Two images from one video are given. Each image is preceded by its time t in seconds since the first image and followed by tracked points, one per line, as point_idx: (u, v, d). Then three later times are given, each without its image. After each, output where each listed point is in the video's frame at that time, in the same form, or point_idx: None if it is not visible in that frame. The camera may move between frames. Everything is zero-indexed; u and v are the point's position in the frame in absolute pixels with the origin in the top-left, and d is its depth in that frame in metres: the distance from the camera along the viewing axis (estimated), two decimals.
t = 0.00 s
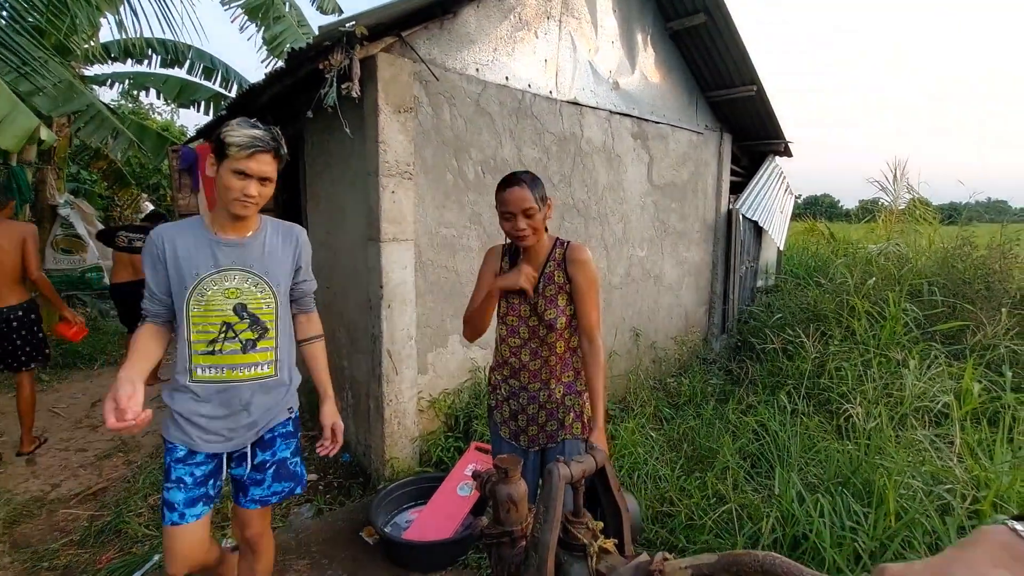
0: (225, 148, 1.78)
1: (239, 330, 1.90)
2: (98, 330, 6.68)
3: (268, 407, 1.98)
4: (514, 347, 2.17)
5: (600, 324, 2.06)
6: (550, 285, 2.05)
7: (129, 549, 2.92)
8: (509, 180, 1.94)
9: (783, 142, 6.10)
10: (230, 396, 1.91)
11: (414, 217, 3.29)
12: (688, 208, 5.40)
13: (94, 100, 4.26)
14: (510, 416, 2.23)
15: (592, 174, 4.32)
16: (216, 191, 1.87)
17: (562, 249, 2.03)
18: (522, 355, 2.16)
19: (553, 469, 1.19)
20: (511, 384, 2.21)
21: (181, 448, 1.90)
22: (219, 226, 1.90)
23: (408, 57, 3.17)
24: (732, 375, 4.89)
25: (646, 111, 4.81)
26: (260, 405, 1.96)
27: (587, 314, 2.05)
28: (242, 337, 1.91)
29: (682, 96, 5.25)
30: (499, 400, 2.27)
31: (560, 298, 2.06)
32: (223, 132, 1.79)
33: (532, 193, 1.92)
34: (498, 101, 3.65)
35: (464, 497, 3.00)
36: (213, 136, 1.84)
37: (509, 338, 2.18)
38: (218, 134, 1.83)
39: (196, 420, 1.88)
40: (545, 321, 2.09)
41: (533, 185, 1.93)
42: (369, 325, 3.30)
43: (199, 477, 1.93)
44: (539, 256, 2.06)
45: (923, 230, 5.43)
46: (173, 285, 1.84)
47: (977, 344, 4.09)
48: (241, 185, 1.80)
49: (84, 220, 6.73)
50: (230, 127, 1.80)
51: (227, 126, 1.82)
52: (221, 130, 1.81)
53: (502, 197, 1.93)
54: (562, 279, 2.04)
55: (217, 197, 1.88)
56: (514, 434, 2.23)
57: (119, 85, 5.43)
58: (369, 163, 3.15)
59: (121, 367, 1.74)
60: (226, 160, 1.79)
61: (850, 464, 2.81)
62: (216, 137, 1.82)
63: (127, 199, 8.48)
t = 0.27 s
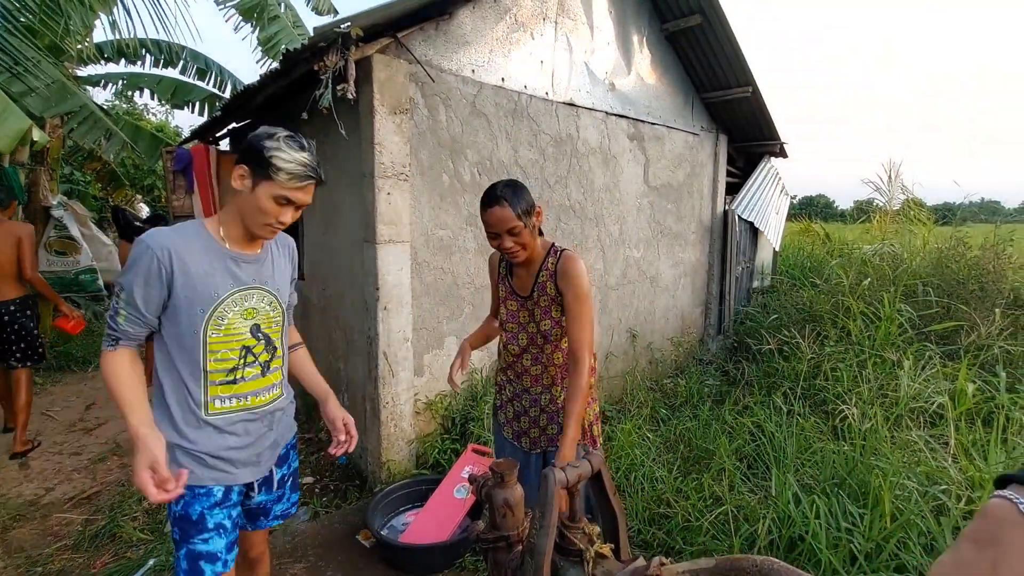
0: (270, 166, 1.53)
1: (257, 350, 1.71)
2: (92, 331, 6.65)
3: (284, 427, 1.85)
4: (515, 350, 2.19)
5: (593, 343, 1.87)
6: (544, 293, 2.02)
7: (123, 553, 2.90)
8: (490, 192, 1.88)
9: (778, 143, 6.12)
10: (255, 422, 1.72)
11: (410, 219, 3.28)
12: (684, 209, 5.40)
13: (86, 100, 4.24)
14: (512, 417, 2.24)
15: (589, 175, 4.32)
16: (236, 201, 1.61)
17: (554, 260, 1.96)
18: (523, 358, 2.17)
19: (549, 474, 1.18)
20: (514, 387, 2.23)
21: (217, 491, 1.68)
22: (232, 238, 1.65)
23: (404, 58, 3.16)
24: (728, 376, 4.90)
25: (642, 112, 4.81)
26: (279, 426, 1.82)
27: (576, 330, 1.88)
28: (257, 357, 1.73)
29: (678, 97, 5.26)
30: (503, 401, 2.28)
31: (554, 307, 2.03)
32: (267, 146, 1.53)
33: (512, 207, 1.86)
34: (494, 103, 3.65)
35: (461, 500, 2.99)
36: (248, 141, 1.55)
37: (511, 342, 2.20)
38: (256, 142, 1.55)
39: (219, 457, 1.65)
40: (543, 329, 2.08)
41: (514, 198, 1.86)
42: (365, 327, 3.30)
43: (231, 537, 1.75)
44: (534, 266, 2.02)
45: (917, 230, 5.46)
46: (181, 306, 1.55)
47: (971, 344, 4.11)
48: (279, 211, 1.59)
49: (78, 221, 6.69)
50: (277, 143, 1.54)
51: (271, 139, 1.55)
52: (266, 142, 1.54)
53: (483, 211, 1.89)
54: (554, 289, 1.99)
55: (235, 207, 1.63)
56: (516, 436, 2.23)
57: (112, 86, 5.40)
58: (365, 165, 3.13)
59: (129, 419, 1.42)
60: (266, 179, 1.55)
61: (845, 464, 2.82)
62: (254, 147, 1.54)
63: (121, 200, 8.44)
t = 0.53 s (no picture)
0: (342, 207, 1.44)
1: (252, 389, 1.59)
2: (84, 334, 6.59)
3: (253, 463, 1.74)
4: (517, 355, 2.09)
5: (553, 369, 1.67)
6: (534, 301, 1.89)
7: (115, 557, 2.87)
8: (486, 193, 1.84)
9: (771, 143, 6.14)
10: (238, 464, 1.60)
11: (404, 218, 3.27)
12: (679, 209, 5.41)
13: (77, 100, 4.20)
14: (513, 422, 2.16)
15: (583, 175, 4.32)
16: (282, 237, 1.47)
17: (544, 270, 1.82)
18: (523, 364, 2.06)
19: (539, 469, 1.18)
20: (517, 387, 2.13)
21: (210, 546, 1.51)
22: (262, 271, 1.46)
23: (398, 58, 3.15)
24: (723, 375, 4.91)
25: (636, 113, 4.82)
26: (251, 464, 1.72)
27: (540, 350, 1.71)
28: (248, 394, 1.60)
29: (672, 97, 5.27)
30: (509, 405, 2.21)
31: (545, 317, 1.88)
32: (340, 186, 1.45)
33: (497, 211, 1.80)
34: (488, 102, 3.65)
35: (457, 501, 2.96)
36: (319, 178, 1.45)
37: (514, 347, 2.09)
38: (326, 178, 1.46)
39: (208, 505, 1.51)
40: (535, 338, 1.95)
41: (507, 203, 1.80)
42: (359, 327, 3.28)
43: None
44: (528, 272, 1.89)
45: (909, 230, 5.49)
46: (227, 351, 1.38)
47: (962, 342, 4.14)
48: (334, 253, 1.50)
49: (69, 223, 6.63)
50: (350, 184, 1.47)
51: (343, 177, 1.47)
52: (338, 181, 1.45)
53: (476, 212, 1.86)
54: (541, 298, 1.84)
55: (278, 243, 1.47)
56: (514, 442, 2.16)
57: (104, 87, 5.36)
58: (358, 165, 3.12)
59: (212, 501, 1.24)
60: (332, 220, 1.45)
61: (839, 462, 2.83)
62: (325, 184, 1.45)
63: (112, 202, 8.39)
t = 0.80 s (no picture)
0: (381, 228, 1.44)
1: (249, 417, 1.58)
2: (79, 335, 6.56)
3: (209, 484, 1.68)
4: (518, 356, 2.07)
5: (551, 374, 1.65)
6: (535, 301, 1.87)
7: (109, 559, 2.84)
8: (486, 190, 1.82)
9: (768, 143, 6.15)
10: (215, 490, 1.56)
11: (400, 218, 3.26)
12: (675, 209, 5.42)
13: (71, 99, 4.17)
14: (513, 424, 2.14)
15: (579, 174, 4.32)
16: (316, 255, 1.45)
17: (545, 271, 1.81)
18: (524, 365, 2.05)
19: (534, 465, 1.17)
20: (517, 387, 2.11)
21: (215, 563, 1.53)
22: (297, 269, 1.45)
23: (393, 57, 3.14)
24: (720, 374, 4.92)
25: (633, 112, 4.82)
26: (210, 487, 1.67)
27: (538, 355, 1.68)
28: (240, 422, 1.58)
29: (668, 97, 5.27)
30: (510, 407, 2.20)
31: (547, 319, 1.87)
32: (379, 206, 1.44)
33: (494, 211, 1.79)
34: (484, 102, 3.64)
35: (453, 500, 2.96)
36: (357, 197, 1.43)
37: (515, 349, 2.07)
38: (363, 197, 1.44)
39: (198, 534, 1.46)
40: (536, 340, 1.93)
41: (505, 202, 1.78)
42: (355, 327, 3.27)
43: None
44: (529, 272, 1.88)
45: (905, 229, 5.50)
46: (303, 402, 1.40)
47: (958, 341, 4.15)
48: (368, 271, 1.50)
49: (63, 224, 6.60)
50: (389, 204, 1.46)
51: (381, 196, 1.46)
52: (378, 201, 1.44)
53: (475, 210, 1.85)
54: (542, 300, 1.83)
55: (312, 260, 1.46)
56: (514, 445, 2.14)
57: (99, 86, 5.33)
58: (354, 164, 3.11)
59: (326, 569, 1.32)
60: (371, 239, 1.45)
61: (836, 461, 2.83)
62: (363, 203, 1.43)
63: (107, 202, 8.36)
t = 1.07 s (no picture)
0: (402, 341, 1.89)
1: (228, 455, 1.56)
2: (79, 338, 6.56)
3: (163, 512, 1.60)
4: (524, 359, 2.08)
5: (558, 383, 1.61)
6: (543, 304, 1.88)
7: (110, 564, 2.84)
8: (494, 193, 1.82)
9: (767, 146, 6.17)
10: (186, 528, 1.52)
11: (401, 222, 3.27)
12: (675, 212, 5.43)
13: (72, 103, 4.17)
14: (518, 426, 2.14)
15: (579, 177, 4.33)
16: (350, 373, 1.85)
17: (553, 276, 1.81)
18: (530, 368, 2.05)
19: (537, 442, 1.20)
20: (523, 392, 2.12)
21: None
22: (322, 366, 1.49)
23: (394, 62, 3.15)
24: (720, 377, 4.92)
25: (632, 116, 4.84)
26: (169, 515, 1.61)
27: (545, 362, 1.67)
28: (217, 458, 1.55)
29: (667, 100, 5.29)
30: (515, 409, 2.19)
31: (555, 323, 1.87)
32: (399, 322, 1.89)
33: (502, 215, 1.80)
34: (484, 106, 3.65)
35: (455, 504, 2.96)
36: (384, 320, 1.87)
37: (522, 351, 2.07)
38: (388, 317, 1.88)
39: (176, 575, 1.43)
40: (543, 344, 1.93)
41: (516, 204, 1.78)
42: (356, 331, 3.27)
43: None
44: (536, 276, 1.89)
45: (904, 232, 5.51)
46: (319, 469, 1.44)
47: (958, 343, 4.15)
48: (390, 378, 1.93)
49: (63, 227, 6.60)
50: (410, 318, 1.96)
51: (401, 313, 1.91)
52: (398, 318, 1.89)
53: (483, 216, 1.87)
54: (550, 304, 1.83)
55: (345, 377, 1.85)
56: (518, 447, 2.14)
57: (99, 90, 5.34)
58: (355, 168, 3.11)
59: None
60: (393, 351, 1.89)
61: (837, 464, 2.83)
62: (389, 323, 1.87)
63: (107, 206, 8.37)
